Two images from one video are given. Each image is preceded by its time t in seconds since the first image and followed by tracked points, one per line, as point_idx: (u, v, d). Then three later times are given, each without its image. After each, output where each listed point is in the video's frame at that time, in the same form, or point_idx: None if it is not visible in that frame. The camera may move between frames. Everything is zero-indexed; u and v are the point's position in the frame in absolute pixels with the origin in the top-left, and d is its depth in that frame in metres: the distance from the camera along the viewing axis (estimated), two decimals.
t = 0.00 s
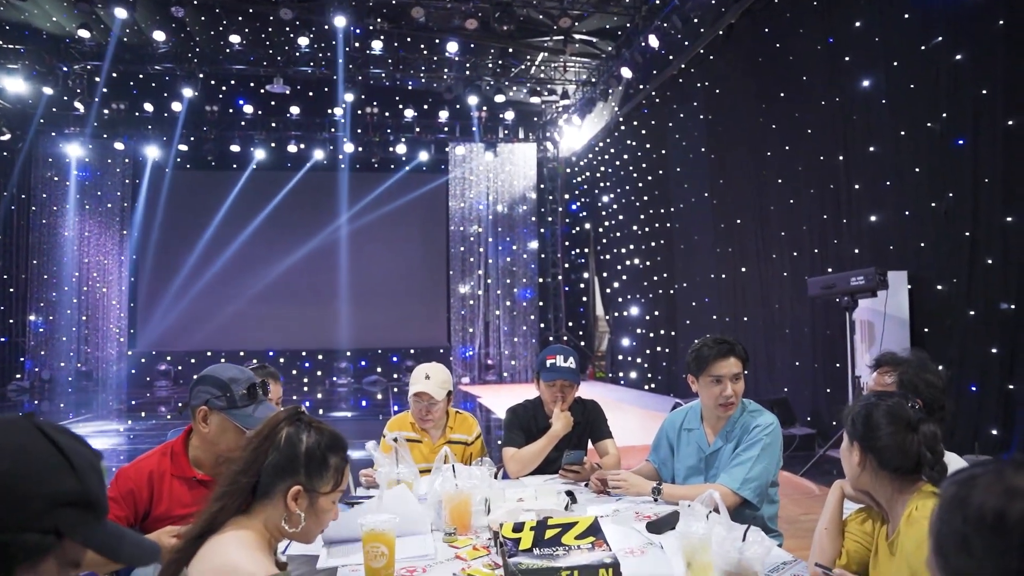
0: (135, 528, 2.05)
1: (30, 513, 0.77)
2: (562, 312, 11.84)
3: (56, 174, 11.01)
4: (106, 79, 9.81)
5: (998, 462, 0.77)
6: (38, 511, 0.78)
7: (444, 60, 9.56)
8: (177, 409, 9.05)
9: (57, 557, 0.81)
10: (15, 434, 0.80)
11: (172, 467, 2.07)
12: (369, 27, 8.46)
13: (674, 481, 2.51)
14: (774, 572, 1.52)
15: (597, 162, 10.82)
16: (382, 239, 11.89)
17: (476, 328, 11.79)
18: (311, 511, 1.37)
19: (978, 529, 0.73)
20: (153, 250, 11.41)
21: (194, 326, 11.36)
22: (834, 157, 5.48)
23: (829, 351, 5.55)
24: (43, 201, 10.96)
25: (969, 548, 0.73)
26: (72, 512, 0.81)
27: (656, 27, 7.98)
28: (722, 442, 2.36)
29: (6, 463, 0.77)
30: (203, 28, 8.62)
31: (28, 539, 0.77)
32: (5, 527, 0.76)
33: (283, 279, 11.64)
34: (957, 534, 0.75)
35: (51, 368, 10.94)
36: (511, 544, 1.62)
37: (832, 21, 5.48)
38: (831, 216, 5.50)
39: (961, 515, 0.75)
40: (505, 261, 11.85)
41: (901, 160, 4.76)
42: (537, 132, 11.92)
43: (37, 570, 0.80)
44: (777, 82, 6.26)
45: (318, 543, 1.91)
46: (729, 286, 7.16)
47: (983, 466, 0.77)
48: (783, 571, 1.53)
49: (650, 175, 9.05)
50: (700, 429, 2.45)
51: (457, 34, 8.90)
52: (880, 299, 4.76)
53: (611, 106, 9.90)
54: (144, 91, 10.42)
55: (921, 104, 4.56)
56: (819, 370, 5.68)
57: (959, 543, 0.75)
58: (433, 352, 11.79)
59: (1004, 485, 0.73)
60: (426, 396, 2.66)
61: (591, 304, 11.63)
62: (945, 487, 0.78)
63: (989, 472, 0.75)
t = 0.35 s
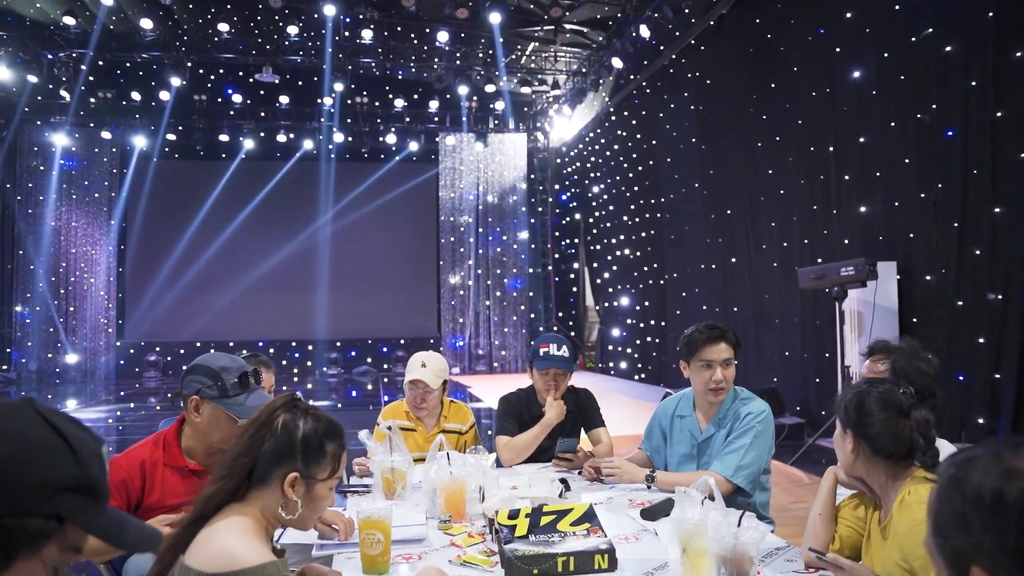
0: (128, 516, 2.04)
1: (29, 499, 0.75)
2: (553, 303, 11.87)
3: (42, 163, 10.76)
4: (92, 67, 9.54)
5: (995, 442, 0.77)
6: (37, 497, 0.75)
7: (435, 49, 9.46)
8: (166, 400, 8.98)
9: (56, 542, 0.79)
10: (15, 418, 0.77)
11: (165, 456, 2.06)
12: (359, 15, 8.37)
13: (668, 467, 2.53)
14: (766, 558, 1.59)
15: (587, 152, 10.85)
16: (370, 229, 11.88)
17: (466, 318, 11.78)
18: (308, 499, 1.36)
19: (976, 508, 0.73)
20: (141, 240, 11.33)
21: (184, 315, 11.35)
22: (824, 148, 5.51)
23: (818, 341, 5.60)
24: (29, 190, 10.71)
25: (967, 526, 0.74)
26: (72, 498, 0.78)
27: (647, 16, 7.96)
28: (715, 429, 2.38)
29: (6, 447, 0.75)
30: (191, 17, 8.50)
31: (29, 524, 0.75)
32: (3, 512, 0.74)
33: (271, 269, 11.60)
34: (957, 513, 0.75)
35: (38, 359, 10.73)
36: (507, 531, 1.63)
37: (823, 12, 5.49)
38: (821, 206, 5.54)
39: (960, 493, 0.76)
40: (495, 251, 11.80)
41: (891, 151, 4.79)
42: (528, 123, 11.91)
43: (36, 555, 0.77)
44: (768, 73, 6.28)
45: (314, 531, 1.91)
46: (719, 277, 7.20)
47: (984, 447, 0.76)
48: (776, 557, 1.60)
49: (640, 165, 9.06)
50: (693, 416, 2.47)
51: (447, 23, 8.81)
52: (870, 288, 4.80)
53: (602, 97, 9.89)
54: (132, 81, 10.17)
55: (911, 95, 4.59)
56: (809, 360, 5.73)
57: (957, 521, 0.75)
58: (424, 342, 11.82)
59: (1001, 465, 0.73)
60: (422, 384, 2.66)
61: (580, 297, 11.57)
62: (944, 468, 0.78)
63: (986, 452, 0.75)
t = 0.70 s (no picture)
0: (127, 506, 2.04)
1: (40, 484, 0.74)
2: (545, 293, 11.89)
3: (31, 152, 10.58)
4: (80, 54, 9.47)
5: (995, 424, 0.79)
6: (49, 480, 0.75)
7: (427, 38, 9.40)
8: (159, 391, 8.95)
9: (70, 528, 0.79)
10: (25, 404, 0.77)
11: (163, 445, 2.06)
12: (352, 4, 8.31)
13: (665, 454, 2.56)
14: (764, 543, 1.63)
15: (579, 143, 10.86)
16: (361, 219, 11.81)
17: (458, 308, 11.77)
18: (308, 485, 1.37)
19: (976, 489, 0.75)
20: (132, 230, 11.21)
21: (175, 305, 11.26)
22: (816, 139, 5.53)
23: (810, 331, 5.64)
24: (16, 178, 10.54)
25: (967, 507, 0.76)
26: (83, 482, 0.78)
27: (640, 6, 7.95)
28: (713, 416, 2.40)
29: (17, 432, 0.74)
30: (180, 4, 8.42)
31: (41, 509, 0.75)
32: (16, 496, 0.73)
33: (262, 259, 11.53)
34: (957, 494, 0.77)
35: (28, 350, 10.61)
36: (506, 518, 1.64)
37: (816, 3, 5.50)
38: (813, 197, 5.57)
39: (960, 475, 0.77)
40: (487, 241, 11.80)
41: (883, 142, 4.82)
42: (520, 113, 11.89)
43: (51, 540, 0.77)
44: (760, 63, 6.30)
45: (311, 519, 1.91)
46: (711, 267, 7.24)
47: (984, 430, 0.78)
48: (773, 542, 1.63)
49: (633, 156, 9.07)
50: (691, 403, 2.49)
51: (440, 12, 8.77)
52: (862, 280, 4.83)
53: (595, 87, 9.89)
54: (121, 69, 10.20)
55: (904, 87, 4.62)
56: (800, 350, 5.78)
57: (958, 502, 0.77)
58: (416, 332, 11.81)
59: (1001, 447, 0.75)
60: (423, 368, 2.68)
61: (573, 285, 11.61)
62: (944, 451, 0.80)
63: (987, 434, 0.77)
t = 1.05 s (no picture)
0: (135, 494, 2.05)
1: (61, 466, 0.76)
2: (542, 283, 11.91)
3: (25, 143, 10.29)
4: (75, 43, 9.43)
5: (997, 407, 0.80)
6: (71, 463, 0.77)
7: (423, 28, 9.36)
8: (156, 381, 8.95)
9: (92, 508, 0.80)
10: (42, 388, 0.79)
11: (169, 432, 2.06)
12: None
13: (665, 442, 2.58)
14: (765, 529, 1.65)
15: (576, 133, 10.86)
16: (356, 210, 11.79)
17: (455, 298, 11.77)
18: (315, 471, 1.38)
19: (979, 471, 0.76)
20: (128, 219, 11.18)
21: (173, 296, 11.23)
22: (814, 129, 5.54)
23: (807, 321, 5.68)
24: (10, 169, 10.20)
25: (971, 487, 0.76)
26: (103, 464, 0.80)
27: None
28: (714, 405, 2.42)
29: (36, 417, 0.76)
30: None
31: (63, 491, 0.76)
32: (38, 480, 0.75)
33: (257, 249, 11.51)
34: (961, 476, 0.78)
35: (25, 341, 10.47)
36: (509, 504, 1.66)
37: None
38: (811, 187, 5.59)
39: (964, 458, 0.78)
40: (483, 231, 11.80)
41: (881, 133, 4.83)
42: (517, 103, 11.85)
43: (74, 521, 0.79)
44: (757, 54, 6.30)
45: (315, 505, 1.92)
46: (708, 257, 7.26)
47: (986, 413, 0.79)
48: (774, 528, 1.66)
49: (630, 146, 9.08)
50: (692, 392, 2.51)
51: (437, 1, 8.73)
52: (859, 270, 4.91)
53: (592, 77, 9.88)
54: (116, 58, 10.17)
55: (901, 78, 4.63)
56: (797, 341, 5.81)
57: (961, 484, 0.78)
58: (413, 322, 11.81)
59: (1004, 429, 0.76)
60: (430, 346, 2.73)
61: (569, 276, 11.63)
62: (947, 434, 0.81)
63: (990, 418, 0.78)
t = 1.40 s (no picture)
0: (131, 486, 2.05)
1: (77, 453, 0.76)
2: (534, 274, 11.90)
3: (14, 131, 10.25)
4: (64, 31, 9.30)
5: (996, 391, 0.81)
6: (86, 450, 0.77)
7: (416, 18, 9.30)
8: (147, 372, 8.91)
9: (106, 494, 0.81)
10: (52, 377, 0.79)
11: (167, 424, 2.06)
12: None
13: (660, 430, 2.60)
14: (761, 516, 1.67)
15: (570, 124, 10.84)
16: (349, 199, 11.71)
17: (447, 289, 11.76)
18: (316, 458, 1.39)
19: (978, 452, 0.77)
20: (117, 210, 11.05)
21: (164, 287, 11.13)
22: (807, 121, 5.56)
23: (799, 311, 5.71)
24: None
25: (970, 469, 0.78)
26: (117, 451, 0.81)
27: None
28: (709, 394, 2.44)
29: (48, 406, 0.76)
30: None
31: (79, 477, 0.77)
32: (53, 467, 0.75)
33: (249, 239, 11.41)
34: (960, 458, 0.79)
35: (14, 332, 10.40)
36: (507, 491, 1.68)
37: None
38: (803, 178, 5.61)
39: (963, 439, 0.80)
40: (476, 222, 11.78)
41: (874, 124, 4.85)
42: (510, 93, 11.80)
43: (89, 507, 0.79)
44: (751, 45, 6.31)
45: (314, 493, 1.92)
46: (701, 248, 7.28)
47: (985, 396, 0.81)
48: (769, 514, 1.68)
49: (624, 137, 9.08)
50: (687, 381, 2.53)
51: None
52: (852, 260, 4.89)
53: (586, 68, 9.87)
54: (106, 48, 9.99)
55: (895, 69, 4.64)
56: (789, 331, 5.85)
57: (960, 465, 0.79)
58: (405, 313, 11.80)
59: (1003, 412, 0.77)
60: (429, 330, 2.76)
61: (562, 267, 11.64)
62: (947, 417, 0.83)
63: (989, 400, 0.80)
